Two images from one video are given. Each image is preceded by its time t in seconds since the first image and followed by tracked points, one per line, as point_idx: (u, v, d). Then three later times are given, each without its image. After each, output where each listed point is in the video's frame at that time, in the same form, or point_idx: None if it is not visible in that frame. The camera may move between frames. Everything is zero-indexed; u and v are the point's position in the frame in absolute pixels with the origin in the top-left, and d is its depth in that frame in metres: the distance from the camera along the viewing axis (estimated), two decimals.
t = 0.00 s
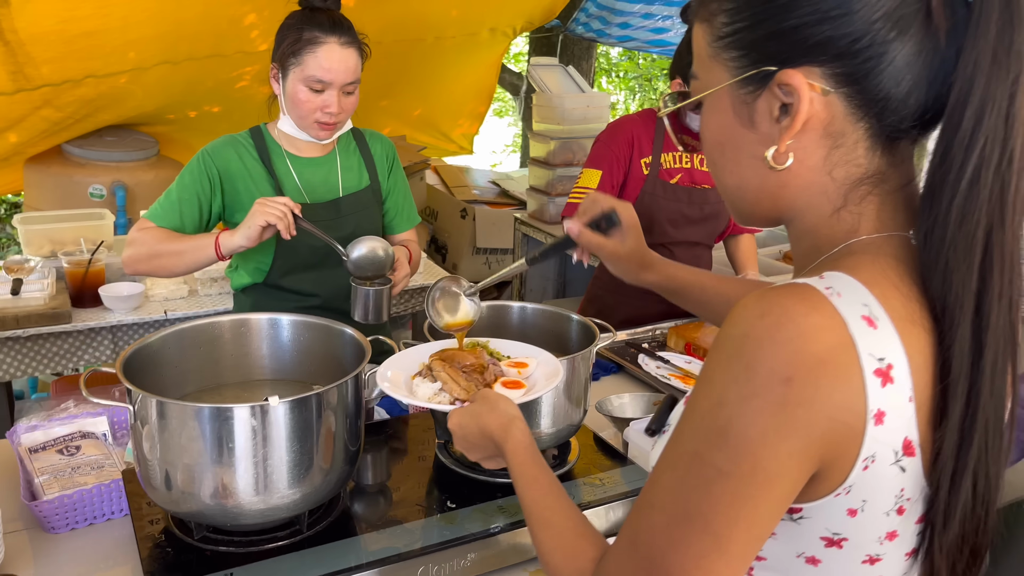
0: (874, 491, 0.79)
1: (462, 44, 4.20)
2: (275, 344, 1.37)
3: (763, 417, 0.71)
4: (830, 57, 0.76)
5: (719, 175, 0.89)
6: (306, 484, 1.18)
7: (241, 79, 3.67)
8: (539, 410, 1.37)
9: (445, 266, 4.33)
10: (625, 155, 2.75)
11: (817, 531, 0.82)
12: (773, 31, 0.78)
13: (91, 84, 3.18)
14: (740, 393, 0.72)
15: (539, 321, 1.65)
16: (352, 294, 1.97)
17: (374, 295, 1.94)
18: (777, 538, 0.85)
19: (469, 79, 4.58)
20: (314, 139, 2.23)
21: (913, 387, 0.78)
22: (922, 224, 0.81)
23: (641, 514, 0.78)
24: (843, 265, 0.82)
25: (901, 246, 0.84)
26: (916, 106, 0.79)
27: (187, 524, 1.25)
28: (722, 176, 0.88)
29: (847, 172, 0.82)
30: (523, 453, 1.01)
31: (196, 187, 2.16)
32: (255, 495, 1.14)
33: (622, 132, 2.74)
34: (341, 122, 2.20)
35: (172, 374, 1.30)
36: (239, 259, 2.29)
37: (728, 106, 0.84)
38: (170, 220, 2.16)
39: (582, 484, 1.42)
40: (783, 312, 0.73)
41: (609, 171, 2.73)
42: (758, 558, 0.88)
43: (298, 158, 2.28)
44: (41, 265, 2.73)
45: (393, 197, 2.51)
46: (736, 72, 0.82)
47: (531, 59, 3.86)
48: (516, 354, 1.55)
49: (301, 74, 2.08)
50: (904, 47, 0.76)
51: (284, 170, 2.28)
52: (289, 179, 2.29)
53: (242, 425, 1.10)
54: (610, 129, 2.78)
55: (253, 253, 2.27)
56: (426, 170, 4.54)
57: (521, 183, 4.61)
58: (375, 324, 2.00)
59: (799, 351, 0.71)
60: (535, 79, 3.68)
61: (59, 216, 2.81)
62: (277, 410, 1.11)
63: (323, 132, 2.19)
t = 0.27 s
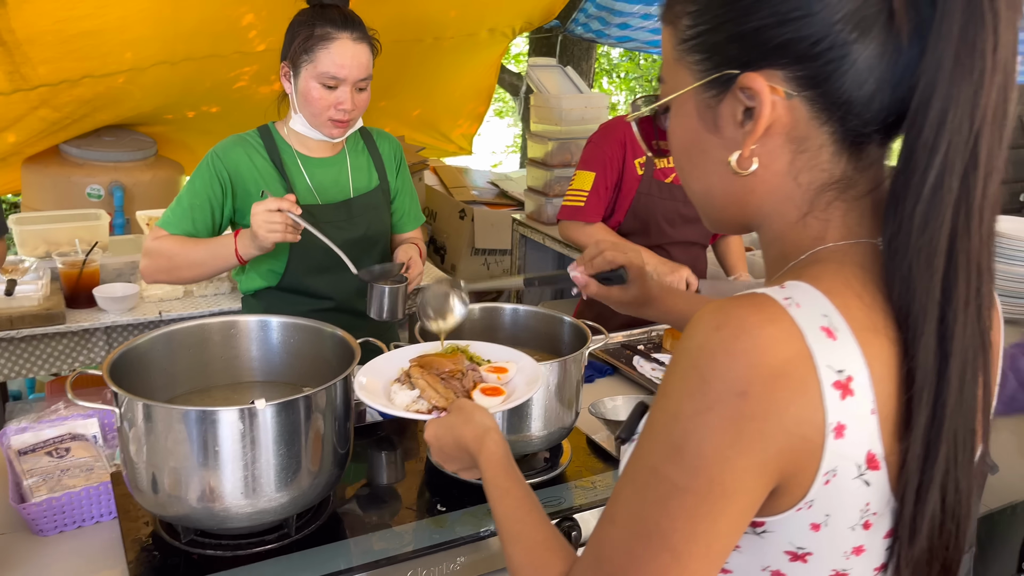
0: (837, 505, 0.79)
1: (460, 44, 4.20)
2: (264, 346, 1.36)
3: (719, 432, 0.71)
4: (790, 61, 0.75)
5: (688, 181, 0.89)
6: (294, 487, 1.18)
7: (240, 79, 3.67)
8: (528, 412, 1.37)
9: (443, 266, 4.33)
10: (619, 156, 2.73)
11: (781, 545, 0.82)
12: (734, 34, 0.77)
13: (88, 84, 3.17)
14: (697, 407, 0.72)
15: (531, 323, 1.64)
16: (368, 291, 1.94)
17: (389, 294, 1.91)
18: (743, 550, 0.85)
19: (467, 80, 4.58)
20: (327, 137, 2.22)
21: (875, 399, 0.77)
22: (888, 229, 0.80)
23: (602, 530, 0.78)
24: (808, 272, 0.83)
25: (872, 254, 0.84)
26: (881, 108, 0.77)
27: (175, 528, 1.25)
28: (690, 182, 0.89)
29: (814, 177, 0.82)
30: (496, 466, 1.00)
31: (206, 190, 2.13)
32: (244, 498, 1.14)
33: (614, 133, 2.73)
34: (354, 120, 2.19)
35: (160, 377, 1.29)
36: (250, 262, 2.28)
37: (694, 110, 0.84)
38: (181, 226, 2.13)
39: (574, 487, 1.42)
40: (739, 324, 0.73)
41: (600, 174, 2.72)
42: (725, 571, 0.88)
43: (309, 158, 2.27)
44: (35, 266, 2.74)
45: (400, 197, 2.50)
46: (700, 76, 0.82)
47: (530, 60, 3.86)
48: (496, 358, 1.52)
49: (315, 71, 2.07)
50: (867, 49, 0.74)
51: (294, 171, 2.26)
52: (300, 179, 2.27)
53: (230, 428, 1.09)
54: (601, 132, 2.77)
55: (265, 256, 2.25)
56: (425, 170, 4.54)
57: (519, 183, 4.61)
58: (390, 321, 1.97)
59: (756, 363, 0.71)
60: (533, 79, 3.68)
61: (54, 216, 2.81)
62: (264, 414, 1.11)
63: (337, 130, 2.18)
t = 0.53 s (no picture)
0: (808, 532, 0.77)
1: (463, 42, 4.18)
2: (265, 348, 1.35)
3: (682, 459, 0.70)
4: (747, 58, 0.72)
5: (661, 187, 0.87)
6: (295, 491, 1.17)
7: (242, 78, 3.65)
8: (529, 416, 1.35)
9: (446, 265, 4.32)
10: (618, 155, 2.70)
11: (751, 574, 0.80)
12: (693, 33, 0.75)
13: (90, 83, 3.16)
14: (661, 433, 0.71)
15: (535, 324, 1.63)
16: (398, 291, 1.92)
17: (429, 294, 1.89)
18: None
19: (470, 78, 4.56)
20: (356, 140, 2.19)
21: (843, 421, 0.75)
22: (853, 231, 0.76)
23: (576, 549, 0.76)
24: (774, 291, 0.79)
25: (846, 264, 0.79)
26: (842, 105, 0.73)
27: (174, 531, 1.24)
28: (663, 188, 0.87)
29: (781, 179, 0.78)
30: (483, 493, 0.96)
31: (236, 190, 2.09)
32: (245, 502, 1.12)
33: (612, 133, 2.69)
34: (384, 122, 2.17)
35: (162, 379, 1.28)
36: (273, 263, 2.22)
37: (660, 115, 0.82)
38: (209, 226, 2.09)
39: (577, 491, 1.41)
40: (697, 343, 0.71)
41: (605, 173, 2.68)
42: None
43: (339, 160, 2.25)
44: (36, 266, 2.73)
45: (422, 201, 2.50)
46: (661, 79, 0.80)
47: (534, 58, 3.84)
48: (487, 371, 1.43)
49: (346, 72, 2.05)
50: (824, 42, 0.70)
51: (325, 172, 2.23)
52: (330, 181, 2.24)
53: (230, 432, 1.08)
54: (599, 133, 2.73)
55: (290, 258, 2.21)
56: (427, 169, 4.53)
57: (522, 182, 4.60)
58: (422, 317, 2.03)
59: (715, 387, 0.69)
60: (536, 77, 3.66)
61: (54, 215, 2.80)
62: (264, 417, 1.10)
63: (367, 132, 2.15)
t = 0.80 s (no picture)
0: (783, 550, 0.75)
1: (467, 40, 4.17)
2: (270, 346, 1.34)
3: (654, 480, 0.69)
4: (695, 58, 0.73)
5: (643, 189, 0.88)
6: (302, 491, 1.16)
7: (245, 75, 3.64)
8: (533, 408, 1.35)
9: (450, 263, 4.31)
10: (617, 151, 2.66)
11: None
12: (650, 36, 0.77)
13: (93, 80, 3.15)
14: (627, 447, 0.71)
15: (541, 322, 1.62)
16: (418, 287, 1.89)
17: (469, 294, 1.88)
18: None
19: (473, 75, 4.54)
20: (382, 139, 2.18)
21: (816, 431, 0.72)
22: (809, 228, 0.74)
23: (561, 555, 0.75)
24: (747, 297, 0.77)
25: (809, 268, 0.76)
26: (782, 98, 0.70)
27: (181, 530, 1.23)
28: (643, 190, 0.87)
29: (742, 180, 0.77)
30: (472, 526, 0.97)
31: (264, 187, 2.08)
32: (252, 501, 1.12)
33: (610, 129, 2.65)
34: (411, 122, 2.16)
35: (169, 376, 1.27)
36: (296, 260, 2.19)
37: (632, 120, 0.84)
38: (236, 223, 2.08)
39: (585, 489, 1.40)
40: (660, 352, 0.71)
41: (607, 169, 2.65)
42: None
43: (366, 158, 2.23)
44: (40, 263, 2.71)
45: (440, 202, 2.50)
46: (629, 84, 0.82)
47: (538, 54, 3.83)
48: (472, 387, 1.35)
49: (375, 71, 2.04)
50: (758, 33, 0.68)
51: (352, 169, 2.22)
52: (356, 179, 2.23)
53: (238, 430, 1.08)
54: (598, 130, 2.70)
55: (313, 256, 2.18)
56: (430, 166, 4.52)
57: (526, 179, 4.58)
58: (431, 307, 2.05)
59: (681, 399, 0.68)
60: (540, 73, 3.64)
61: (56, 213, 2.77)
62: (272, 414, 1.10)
63: (394, 131, 2.14)
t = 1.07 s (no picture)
0: (832, 552, 0.74)
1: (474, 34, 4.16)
2: (286, 339, 1.35)
3: (701, 478, 0.69)
4: (716, 55, 0.73)
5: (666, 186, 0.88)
6: (318, 483, 1.17)
7: (252, 69, 3.64)
8: (547, 400, 1.35)
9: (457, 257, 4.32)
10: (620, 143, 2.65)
11: None
12: (672, 35, 0.77)
13: (101, 75, 3.16)
14: (675, 446, 0.70)
15: (553, 315, 1.63)
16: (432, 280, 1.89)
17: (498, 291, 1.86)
18: None
19: (480, 69, 4.53)
20: (405, 137, 2.19)
21: (860, 429, 0.71)
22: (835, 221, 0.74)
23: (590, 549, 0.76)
24: (782, 295, 0.77)
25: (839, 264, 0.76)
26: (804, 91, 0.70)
27: (199, 521, 1.24)
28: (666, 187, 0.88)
29: (770, 175, 0.77)
30: (495, 557, 0.97)
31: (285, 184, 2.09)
32: (269, 493, 1.13)
33: (615, 120, 2.64)
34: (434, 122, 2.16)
35: (187, 366, 1.28)
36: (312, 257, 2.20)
37: (656, 117, 0.85)
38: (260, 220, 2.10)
39: (599, 481, 1.40)
40: (701, 356, 0.70)
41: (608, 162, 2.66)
42: None
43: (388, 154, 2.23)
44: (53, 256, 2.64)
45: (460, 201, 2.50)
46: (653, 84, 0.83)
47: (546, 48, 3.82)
48: (466, 404, 1.35)
49: (401, 71, 2.03)
50: (777, 27, 0.68)
51: (372, 164, 2.22)
52: (377, 173, 2.23)
53: (255, 423, 1.08)
54: (605, 118, 2.69)
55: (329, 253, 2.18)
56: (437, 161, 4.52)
57: (533, 173, 4.58)
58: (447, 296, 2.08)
59: (723, 399, 0.68)
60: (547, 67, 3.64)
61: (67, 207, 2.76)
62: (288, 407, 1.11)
63: (417, 131, 2.15)
